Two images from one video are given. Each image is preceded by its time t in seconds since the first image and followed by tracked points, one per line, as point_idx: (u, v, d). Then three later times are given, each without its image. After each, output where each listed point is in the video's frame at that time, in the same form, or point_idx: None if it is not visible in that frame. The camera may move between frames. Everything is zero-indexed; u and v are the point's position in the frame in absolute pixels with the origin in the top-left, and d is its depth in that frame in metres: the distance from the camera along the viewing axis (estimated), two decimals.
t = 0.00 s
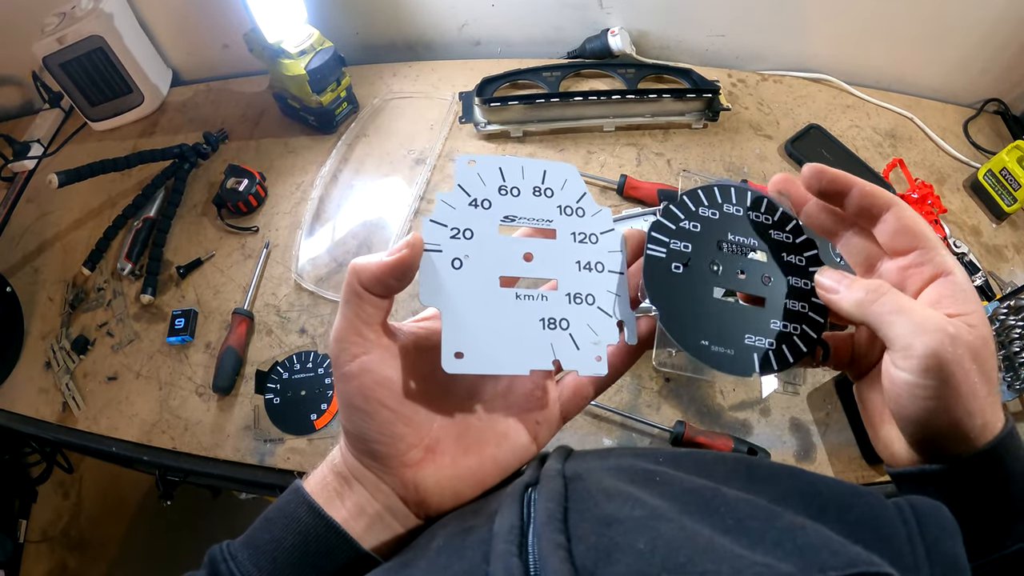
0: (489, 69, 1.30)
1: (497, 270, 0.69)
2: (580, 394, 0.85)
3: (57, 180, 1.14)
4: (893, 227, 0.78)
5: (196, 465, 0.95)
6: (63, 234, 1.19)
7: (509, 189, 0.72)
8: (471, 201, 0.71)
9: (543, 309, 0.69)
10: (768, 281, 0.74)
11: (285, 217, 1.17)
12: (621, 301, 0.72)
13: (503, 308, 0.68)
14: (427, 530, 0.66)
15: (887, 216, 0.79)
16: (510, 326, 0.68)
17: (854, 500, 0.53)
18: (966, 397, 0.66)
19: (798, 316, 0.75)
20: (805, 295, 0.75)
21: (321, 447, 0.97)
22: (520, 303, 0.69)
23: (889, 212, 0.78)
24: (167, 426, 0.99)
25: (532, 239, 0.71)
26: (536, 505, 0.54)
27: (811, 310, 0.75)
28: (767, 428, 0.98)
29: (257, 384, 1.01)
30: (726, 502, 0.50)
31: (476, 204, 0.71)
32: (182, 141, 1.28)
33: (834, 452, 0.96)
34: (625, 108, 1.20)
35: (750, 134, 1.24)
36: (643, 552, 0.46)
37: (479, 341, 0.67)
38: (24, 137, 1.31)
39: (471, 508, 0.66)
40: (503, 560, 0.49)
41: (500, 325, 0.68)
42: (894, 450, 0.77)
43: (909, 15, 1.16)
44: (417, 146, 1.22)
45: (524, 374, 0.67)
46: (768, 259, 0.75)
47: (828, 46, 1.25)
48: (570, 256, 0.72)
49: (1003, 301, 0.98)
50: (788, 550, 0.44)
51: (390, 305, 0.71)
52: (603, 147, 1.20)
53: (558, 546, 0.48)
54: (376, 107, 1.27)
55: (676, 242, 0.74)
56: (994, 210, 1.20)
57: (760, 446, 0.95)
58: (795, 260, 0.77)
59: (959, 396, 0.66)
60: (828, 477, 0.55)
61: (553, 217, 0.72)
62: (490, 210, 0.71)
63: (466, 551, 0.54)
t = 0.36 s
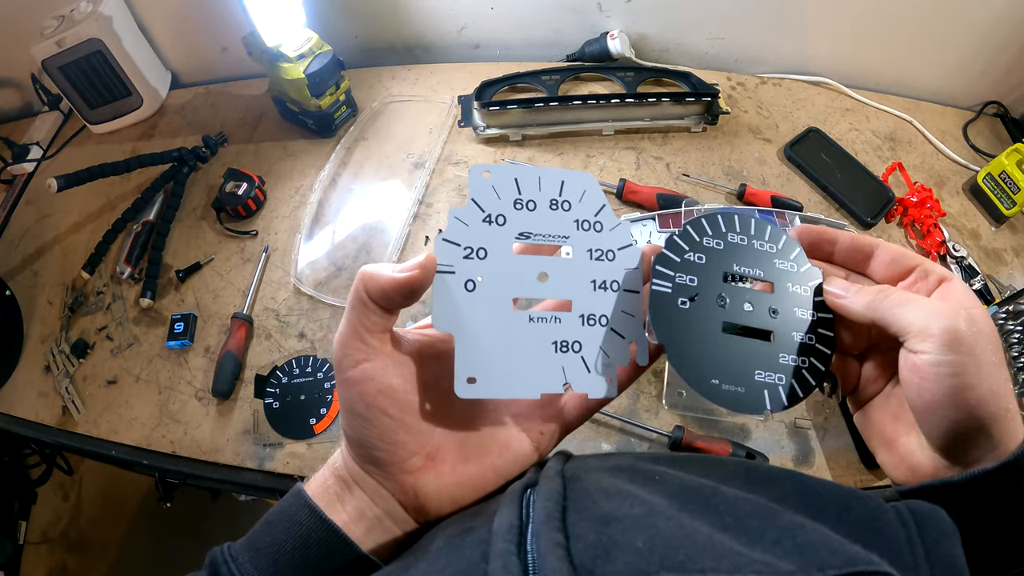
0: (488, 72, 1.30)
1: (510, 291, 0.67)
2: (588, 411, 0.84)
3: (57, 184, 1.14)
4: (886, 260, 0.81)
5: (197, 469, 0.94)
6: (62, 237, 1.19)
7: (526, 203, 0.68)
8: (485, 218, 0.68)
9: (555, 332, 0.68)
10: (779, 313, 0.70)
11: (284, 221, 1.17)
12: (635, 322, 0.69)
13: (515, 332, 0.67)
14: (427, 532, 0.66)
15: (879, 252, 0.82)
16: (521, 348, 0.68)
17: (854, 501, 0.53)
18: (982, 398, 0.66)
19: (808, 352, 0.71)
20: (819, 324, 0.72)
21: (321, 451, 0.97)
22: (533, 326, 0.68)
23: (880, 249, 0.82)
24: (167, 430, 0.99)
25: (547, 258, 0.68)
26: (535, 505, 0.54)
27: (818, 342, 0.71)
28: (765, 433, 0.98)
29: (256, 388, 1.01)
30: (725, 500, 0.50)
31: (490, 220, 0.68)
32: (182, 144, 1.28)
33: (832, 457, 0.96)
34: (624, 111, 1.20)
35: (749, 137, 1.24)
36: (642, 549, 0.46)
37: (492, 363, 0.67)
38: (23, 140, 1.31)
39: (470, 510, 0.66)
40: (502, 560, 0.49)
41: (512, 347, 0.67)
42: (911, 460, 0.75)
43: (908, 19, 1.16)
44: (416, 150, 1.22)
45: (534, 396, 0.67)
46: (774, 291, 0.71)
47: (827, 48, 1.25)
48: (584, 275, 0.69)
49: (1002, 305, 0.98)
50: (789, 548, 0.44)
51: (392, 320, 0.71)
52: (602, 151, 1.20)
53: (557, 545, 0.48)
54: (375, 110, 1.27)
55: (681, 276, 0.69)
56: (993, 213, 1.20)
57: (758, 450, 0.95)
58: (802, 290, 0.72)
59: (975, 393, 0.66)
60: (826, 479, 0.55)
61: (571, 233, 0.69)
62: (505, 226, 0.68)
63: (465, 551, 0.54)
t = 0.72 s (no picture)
0: (485, 73, 1.30)
1: (509, 298, 0.67)
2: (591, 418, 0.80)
3: (54, 186, 1.14)
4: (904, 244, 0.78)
5: (193, 471, 0.95)
6: (60, 239, 1.20)
7: (528, 209, 0.68)
8: (486, 223, 0.68)
9: (553, 339, 0.68)
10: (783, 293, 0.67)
11: (281, 223, 1.17)
12: (636, 331, 0.68)
13: (512, 338, 0.67)
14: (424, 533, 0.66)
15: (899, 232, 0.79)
16: (516, 355, 0.67)
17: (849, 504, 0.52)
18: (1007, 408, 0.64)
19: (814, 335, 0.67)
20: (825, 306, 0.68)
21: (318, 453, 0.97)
22: (530, 333, 0.67)
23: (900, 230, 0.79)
24: (164, 432, 1.00)
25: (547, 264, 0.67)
26: (531, 506, 0.54)
27: (823, 327, 0.68)
28: (763, 436, 0.98)
29: (252, 391, 1.01)
30: (721, 504, 0.50)
31: (491, 226, 0.68)
32: (179, 146, 1.27)
33: (829, 459, 0.96)
34: (622, 112, 1.20)
35: (747, 139, 1.23)
36: (637, 552, 0.46)
37: (485, 367, 0.67)
38: (21, 141, 1.31)
39: (467, 511, 0.66)
40: (497, 560, 0.49)
41: (507, 354, 0.67)
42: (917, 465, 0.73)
43: (907, 19, 1.16)
44: (414, 152, 1.22)
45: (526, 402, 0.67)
46: (780, 267, 0.68)
47: (826, 49, 1.25)
48: (585, 283, 0.68)
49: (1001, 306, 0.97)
50: (783, 554, 0.43)
51: (396, 321, 0.73)
52: (600, 153, 1.20)
53: (552, 547, 0.48)
54: (373, 112, 1.27)
55: (678, 246, 0.66)
56: (993, 215, 1.19)
57: (755, 453, 0.95)
58: (809, 268, 0.68)
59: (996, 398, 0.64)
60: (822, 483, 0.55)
61: (573, 240, 0.68)
62: (506, 232, 0.68)
63: (462, 551, 0.54)
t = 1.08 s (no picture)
0: (485, 74, 1.30)
1: (554, 308, 0.65)
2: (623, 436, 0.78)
3: (55, 187, 1.14)
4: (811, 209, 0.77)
5: (193, 471, 0.94)
6: (61, 240, 1.20)
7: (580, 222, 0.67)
8: (536, 236, 0.67)
9: (592, 352, 0.65)
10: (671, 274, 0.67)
11: (282, 225, 1.17)
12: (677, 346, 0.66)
13: (551, 348, 0.65)
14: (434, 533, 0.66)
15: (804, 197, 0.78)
16: (554, 365, 0.65)
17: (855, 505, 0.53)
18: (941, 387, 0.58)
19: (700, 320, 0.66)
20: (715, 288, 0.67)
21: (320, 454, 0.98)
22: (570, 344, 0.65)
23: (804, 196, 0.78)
24: (166, 433, 1.00)
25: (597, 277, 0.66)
26: (545, 507, 0.54)
27: (717, 311, 0.67)
28: (762, 437, 0.99)
29: (254, 392, 1.02)
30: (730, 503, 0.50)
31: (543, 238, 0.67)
32: (180, 147, 1.28)
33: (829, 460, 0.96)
34: (622, 113, 1.20)
35: (747, 140, 1.24)
36: (648, 552, 0.46)
37: (523, 379, 0.65)
38: (21, 143, 1.31)
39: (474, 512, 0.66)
40: (511, 561, 0.49)
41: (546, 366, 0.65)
42: (854, 447, 0.70)
43: (907, 20, 1.16)
44: (414, 153, 1.22)
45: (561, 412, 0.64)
46: (663, 252, 0.67)
47: (826, 49, 1.25)
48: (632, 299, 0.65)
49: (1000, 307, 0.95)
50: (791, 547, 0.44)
51: (439, 326, 0.73)
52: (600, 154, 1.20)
53: (564, 547, 0.48)
54: (373, 113, 1.27)
55: (542, 238, 0.67)
56: (992, 216, 1.20)
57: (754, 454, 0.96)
58: (698, 248, 0.68)
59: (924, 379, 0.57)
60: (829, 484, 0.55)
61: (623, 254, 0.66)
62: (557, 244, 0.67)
63: (474, 550, 0.54)
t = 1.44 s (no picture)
0: (487, 73, 1.29)
1: (549, 303, 0.67)
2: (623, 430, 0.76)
3: (55, 186, 1.14)
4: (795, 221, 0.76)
5: (193, 471, 0.94)
6: (61, 239, 1.19)
7: (570, 219, 0.70)
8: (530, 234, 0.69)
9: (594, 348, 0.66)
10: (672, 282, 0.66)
11: (283, 223, 1.17)
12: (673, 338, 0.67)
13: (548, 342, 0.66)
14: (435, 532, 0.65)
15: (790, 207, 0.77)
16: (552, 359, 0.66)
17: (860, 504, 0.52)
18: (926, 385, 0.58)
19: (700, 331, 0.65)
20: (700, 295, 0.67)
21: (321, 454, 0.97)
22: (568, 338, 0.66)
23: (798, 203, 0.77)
24: (167, 433, 0.99)
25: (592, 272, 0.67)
26: (548, 507, 0.53)
27: (709, 313, 0.66)
28: (766, 436, 0.98)
29: (256, 391, 1.01)
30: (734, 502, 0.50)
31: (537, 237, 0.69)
32: (181, 146, 1.27)
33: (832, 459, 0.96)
34: (625, 112, 1.20)
35: (749, 139, 1.23)
36: (651, 552, 0.46)
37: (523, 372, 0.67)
38: (21, 141, 1.31)
39: (477, 511, 0.65)
40: (514, 561, 0.49)
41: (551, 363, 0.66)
42: (843, 444, 0.70)
43: (909, 20, 1.16)
44: (416, 152, 1.22)
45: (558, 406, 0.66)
46: (647, 261, 0.67)
47: (828, 49, 1.25)
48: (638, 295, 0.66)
49: (1003, 307, 0.96)
50: (795, 546, 0.44)
51: (434, 322, 0.73)
52: (603, 152, 1.20)
53: (568, 548, 0.47)
54: (375, 112, 1.27)
55: (530, 262, 0.68)
56: (994, 215, 1.20)
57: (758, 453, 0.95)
58: (683, 254, 0.68)
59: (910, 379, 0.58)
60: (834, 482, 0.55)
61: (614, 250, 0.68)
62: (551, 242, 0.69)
63: (477, 550, 0.54)
